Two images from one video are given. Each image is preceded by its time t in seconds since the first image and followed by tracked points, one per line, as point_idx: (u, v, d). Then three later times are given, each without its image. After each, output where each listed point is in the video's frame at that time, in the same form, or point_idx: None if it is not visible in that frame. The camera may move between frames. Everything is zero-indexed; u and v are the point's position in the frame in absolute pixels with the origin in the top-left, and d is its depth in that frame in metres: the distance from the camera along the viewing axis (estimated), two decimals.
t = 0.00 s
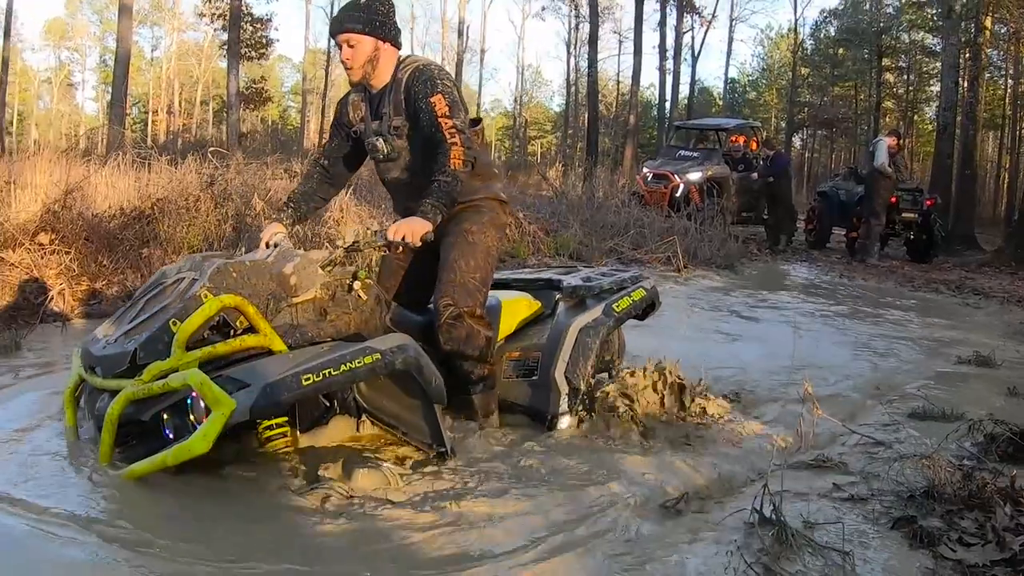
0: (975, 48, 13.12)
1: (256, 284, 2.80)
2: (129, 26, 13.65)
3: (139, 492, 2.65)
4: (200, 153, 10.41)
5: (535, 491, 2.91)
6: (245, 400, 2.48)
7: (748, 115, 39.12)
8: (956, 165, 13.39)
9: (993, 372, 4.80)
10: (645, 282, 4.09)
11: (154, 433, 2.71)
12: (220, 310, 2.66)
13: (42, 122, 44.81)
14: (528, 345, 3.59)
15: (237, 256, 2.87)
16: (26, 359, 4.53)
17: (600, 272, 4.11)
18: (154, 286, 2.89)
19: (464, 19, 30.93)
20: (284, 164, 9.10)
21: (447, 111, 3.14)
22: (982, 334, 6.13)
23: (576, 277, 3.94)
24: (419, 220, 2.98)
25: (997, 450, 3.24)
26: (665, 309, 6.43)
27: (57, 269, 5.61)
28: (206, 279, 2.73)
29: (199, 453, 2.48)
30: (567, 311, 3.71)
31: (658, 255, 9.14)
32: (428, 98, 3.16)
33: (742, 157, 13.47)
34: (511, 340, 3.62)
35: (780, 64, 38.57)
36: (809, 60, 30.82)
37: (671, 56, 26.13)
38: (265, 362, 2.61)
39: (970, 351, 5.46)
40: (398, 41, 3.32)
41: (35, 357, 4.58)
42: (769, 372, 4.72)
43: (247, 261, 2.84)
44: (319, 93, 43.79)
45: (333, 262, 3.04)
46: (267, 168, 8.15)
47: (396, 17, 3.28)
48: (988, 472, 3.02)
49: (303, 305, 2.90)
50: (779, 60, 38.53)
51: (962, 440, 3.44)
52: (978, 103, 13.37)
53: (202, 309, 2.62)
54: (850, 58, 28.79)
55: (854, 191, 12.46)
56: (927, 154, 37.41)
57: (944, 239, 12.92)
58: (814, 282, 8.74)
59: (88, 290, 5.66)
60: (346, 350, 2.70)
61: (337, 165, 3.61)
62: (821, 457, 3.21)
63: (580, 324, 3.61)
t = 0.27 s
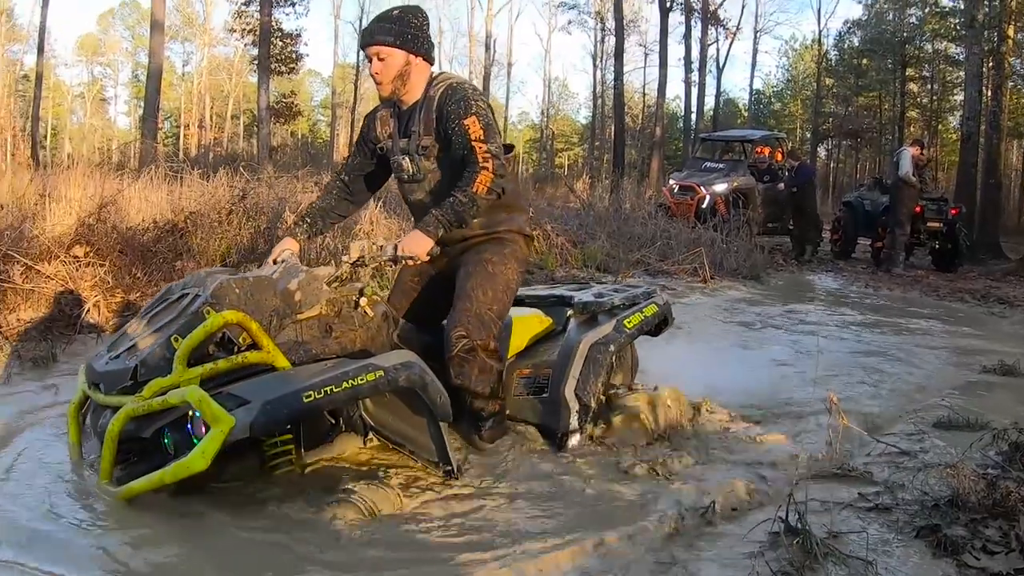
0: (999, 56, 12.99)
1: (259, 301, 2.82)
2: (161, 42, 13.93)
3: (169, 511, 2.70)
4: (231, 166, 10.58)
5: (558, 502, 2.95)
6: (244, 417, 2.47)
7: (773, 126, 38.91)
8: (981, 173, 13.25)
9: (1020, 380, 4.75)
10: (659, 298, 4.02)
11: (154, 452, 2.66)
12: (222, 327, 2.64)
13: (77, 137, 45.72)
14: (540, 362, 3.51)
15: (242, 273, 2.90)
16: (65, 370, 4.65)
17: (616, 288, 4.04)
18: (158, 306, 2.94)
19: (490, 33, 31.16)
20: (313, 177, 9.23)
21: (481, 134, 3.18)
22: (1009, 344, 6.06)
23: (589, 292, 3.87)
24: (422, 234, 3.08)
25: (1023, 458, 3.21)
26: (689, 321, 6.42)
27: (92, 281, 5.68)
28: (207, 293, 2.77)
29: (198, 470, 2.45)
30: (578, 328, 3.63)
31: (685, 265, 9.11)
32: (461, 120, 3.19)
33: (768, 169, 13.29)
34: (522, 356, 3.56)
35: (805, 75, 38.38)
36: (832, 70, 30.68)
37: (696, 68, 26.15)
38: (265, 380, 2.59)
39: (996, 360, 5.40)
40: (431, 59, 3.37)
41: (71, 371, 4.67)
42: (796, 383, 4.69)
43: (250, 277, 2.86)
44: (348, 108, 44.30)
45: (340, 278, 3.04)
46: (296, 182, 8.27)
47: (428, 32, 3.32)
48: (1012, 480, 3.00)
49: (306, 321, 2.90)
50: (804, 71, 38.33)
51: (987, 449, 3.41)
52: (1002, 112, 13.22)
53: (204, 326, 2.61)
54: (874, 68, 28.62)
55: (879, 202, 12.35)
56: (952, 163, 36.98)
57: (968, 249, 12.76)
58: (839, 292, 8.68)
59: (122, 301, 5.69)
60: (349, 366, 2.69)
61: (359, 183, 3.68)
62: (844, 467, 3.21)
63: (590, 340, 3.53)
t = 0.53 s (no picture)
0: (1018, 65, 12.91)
1: (264, 316, 2.82)
2: (189, 57, 14.17)
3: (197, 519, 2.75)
4: (257, 180, 10.71)
5: (577, 511, 2.99)
6: (244, 437, 2.41)
7: (794, 138, 38.75)
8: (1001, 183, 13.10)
9: None
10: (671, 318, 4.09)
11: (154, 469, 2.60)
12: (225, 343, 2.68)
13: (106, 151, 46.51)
14: (551, 381, 3.52)
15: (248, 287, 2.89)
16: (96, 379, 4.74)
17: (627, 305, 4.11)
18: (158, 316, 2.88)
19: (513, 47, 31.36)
20: (338, 189, 9.32)
21: (494, 160, 3.04)
22: None
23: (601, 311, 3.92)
24: (427, 252, 3.07)
25: None
26: (710, 332, 6.41)
27: (121, 292, 5.78)
28: (213, 307, 2.74)
29: (195, 491, 2.38)
30: (589, 347, 3.66)
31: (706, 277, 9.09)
32: (475, 142, 3.07)
33: (789, 180, 13.41)
34: (534, 375, 3.58)
35: (825, 86, 38.25)
36: (852, 82, 30.59)
37: (717, 81, 26.14)
38: (266, 398, 2.56)
39: (1017, 370, 5.36)
40: (453, 76, 3.26)
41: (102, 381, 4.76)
42: (818, 394, 4.67)
43: (257, 292, 2.85)
44: (373, 121, 44.75)
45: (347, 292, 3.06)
46: (320, 194, 8.37)
47: (445, 50, 3.23)
48: None
49: (311, 337, 2.94)
50: (825, 83, 38.20)
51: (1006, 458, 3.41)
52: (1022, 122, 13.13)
53: (206, 341, 2.63)
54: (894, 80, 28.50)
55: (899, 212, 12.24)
56: (972, 174, 36.67)
57: (988, 259, 12.64)
58: (860, 303, 8.63)
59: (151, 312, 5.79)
60: (352, 387, 2.66)
61: (382, 199, 3.73)
62: (864, 475, 3.20)
63: (601, 360, 3.54)
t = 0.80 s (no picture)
0: None
1: (259, 332, 2.84)
2: (208, 73, 14.37)
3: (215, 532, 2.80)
4: (274, 194, 10.82)
5: (591, 519, 3.05)
6: (235, 455, 2.47)
7: (809, 152, 38.66)
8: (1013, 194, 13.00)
9: None
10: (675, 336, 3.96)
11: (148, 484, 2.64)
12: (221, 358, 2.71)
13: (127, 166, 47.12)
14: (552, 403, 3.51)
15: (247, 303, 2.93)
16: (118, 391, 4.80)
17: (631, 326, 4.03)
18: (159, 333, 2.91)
19: (528, 62, 31.55)
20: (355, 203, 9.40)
21: (474, 171, 2.91)
22: None
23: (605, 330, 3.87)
24: (425, 271, 3.08)
25: None
26: (724, 345, 6.40)
27: (141, 306, 5.78)
28: (211, 322, 2.79)
29: (185, 507, 2.43)
30: (591, 366, 3.58)
31: (721, 290, 9.07)
32: (453, 157, 2.95)
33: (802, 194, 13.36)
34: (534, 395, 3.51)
35: (838, 99, 38.17)
36: (865, 95, 30.51)
37: (731, 95, 26.15)
38: (257, 415, 2.60)
39: None
40: (428, 90, 3.15)
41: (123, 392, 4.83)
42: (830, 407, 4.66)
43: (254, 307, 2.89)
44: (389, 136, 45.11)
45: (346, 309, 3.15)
46: (337, 209, 8.45)
47: (415, 66, 3.12)
48: None
49: (310, 352, 2.95)
50: (838, 96, 38.13)
51: (1014, 470, 3.46)
52: None
53: (202, 356, 2.67)
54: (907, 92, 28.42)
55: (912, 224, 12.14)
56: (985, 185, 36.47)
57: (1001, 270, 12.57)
58: (874, 315, 8.60)
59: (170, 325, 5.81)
60: (347, 405, 2.69)
61: (379, 216, 3.67)
62: (874, 486, 3.26)
63: (603, 380, 3.46)
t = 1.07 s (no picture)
0: None
1: (243, 346, 2.92)
2: (225, 88, 14.54)
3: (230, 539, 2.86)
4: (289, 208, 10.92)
5: (607, 526, 3.15)
6: (211, 468, 2.48)
7: (820, 163, 38.56)
8: None
9: None
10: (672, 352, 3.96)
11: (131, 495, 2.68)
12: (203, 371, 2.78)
13: (145, 182, 47.63)
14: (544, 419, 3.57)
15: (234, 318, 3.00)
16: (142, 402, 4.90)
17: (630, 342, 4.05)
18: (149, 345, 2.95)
19: (542, 76, 31.70)
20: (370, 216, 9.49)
21: (457, 187, 2.86)
22: None
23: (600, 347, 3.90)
24: (406, 289, 3.04)
25: None
26: (736, 355, 6.43)
27: (162, 321, 5.84)
28: (193, 337, 2.84)
29: (162, 517, 2.45)
30: (585, 383, 3.62)
31: (733, 301, 9.09)
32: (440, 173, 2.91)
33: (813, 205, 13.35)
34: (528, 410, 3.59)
35: (849, 111, 38.08)
36: (875, 106, 30.41)
37: (743, 107, 26.16)
38: (235, 428, 2.62)
39: None
40: (419, 110, 3.14)
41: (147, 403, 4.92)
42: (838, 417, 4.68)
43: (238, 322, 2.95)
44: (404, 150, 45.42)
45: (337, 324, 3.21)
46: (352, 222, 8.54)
47: (405, 86, 3.11)
48: None
49: (298, 367, 3.05)
50: (848, 107, 38.02)
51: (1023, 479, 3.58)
52: None
53: (184, 369, 2.73)
54: (917, 103, 28.35)
55: (921, 233, 12.08)
56: (995, 194, 36.21)
57: (1012, 279, 12.52)
58: (885, 324, 8.60)
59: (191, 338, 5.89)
60: (325, 420, 2.70)
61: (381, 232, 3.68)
62: (883, 496, 3.41)
63: (594, 397, 3.50)
